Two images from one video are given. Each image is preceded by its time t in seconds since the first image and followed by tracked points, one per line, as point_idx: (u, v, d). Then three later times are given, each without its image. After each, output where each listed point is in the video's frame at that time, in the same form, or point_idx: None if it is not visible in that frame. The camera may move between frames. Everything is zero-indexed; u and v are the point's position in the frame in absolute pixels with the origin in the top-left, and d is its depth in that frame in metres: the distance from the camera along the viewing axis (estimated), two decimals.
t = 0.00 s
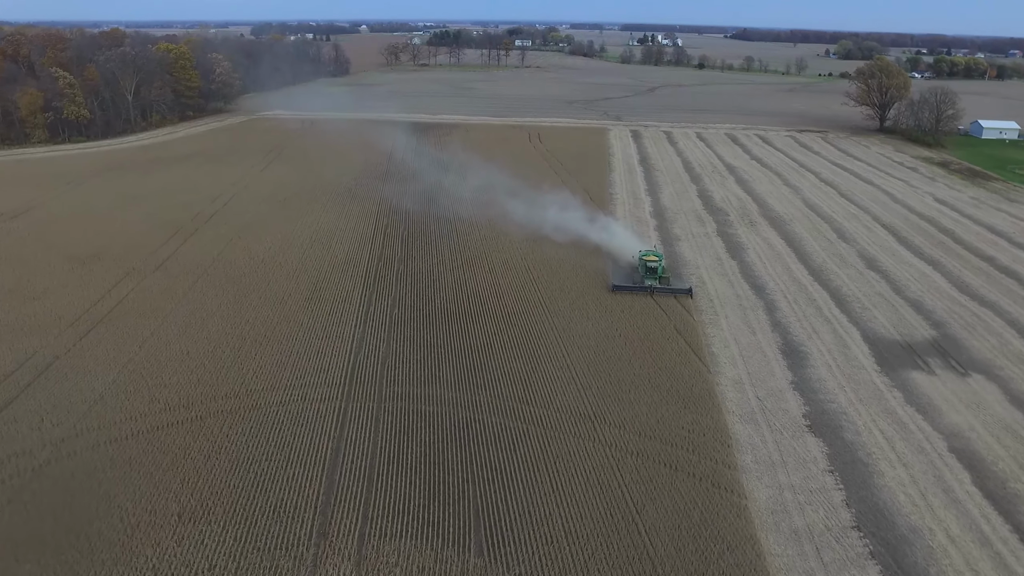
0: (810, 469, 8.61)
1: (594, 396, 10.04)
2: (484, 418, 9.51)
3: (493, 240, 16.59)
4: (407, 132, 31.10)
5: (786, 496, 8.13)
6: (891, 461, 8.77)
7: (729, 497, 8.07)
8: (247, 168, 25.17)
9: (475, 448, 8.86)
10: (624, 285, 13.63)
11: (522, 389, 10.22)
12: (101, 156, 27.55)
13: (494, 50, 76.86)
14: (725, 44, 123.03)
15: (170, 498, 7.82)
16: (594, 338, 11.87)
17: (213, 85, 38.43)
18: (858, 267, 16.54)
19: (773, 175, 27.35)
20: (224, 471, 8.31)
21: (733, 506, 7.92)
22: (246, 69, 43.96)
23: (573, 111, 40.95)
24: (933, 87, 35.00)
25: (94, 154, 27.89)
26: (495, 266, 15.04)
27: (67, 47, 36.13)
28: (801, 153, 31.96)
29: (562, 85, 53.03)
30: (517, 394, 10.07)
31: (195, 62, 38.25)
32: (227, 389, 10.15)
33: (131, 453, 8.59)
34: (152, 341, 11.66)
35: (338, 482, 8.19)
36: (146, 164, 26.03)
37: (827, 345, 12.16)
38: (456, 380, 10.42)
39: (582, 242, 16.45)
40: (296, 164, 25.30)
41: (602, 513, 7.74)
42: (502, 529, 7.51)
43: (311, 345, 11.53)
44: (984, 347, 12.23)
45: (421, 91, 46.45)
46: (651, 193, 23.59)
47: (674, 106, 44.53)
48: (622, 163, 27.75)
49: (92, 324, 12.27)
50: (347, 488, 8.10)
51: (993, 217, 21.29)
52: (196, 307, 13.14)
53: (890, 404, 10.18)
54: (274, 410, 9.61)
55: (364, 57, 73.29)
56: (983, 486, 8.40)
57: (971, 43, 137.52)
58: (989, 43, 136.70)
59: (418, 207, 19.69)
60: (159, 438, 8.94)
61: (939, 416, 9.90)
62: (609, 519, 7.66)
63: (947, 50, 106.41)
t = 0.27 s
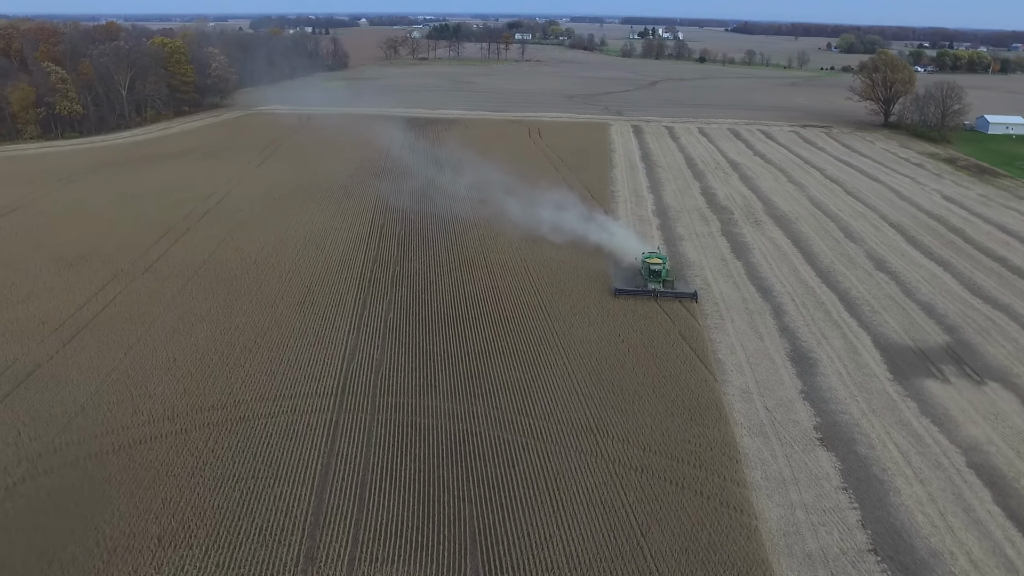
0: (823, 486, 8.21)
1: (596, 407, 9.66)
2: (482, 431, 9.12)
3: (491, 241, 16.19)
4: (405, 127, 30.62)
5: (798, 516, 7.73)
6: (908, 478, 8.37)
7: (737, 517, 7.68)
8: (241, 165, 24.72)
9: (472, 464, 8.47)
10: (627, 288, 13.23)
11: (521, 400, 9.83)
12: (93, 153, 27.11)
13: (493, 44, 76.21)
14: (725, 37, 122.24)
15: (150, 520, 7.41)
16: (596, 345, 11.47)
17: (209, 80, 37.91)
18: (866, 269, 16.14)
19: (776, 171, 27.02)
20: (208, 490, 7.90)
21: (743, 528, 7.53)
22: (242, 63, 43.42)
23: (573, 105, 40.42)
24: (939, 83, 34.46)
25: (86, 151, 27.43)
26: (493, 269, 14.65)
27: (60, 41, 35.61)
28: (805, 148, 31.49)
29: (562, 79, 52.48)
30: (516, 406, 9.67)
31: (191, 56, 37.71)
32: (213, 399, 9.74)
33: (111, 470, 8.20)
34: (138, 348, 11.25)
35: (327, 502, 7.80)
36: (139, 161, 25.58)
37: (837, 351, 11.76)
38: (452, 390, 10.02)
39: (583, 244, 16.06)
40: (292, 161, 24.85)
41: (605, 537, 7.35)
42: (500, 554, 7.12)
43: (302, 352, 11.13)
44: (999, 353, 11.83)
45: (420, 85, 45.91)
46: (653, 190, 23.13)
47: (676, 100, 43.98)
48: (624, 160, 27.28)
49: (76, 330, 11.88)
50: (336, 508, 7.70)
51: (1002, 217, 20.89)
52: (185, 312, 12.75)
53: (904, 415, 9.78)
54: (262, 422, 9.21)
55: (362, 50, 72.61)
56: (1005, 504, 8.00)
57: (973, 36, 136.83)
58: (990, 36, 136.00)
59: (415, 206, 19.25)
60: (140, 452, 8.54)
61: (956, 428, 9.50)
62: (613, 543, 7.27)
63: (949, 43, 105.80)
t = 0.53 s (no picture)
0: (836, 501, 7.82)
1: (597, 415, 9.29)
2: (478, 441, 8.76)
3: (490, 239, 15.79)
4: (403, 118, 30.10)
5: (811, 534, 7.35)
6: (925, 492, 7.99)
7: (747, 535, 7.30)
8: (236, 158, 24.25)
9: (467, 478, 8.11)
10: (629, 288, 12.83)
11: (519, 408, 9.47)
12: (85, 145, 26.63)
13: (493, 34, 75.34)
14: (727, 27, 121.06)
15: (128, 540, 7.03)
16: (597, 349, 11.11)
17: (205, 70, 37.31)
18: (875, 266, 15.73)
19: (780, 163, 26.55)
20: (191, 505, 7.53)
21: (753, 547, 7.16)
22: (238, 53, 42.82)
23: (574, 96, 39.84)
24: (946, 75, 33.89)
25: (77, 143, 26.94)
26: (492, 268, 14.25)
27: (52, 30, 35.02)
28: (809, 140, 30.99)
29: (563, 69, 51.82)
30: (514, 415, 9.31)
31: (186, 46, 37.09)
32: (199, 407, 9.35)
33: (89, 484, 7.82)
34: (122, 353, 10.86)
35: (315, 518, 7.44)
36: (131, 154, 25.11)
37: (847, 354, 11.37)
38: (448, 398, 9.67)
39: (584, 242, 15.68)
40: (287, 154, 24.37)
41: (608, 557, 6.99)
42: None
43: (293, 356, 10.74)
44: (1015, 356, 11.43)
45: (418, 75, 45.30)
46: (656, 184, 22.65)
47: (678, 91, 43.37)
48: (626, 152, 26.78)
49: (60, 334, 11.51)
50: (325, 526, 7.33)
51: (1012, 212, 20.47)
52: (173, 313, 12.37)
53: (919, 423, 9.39)
54: (249, 431, 8.83)
55: (360, 40, 71.73)
56: None
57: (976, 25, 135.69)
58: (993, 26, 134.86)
59: (412, 201, 18.81)
60: (120, 464, 8.15)
61: (974, 437, 9.11)
62: (616, 563, 6.91)
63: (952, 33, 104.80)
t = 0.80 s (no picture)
0: (851, 513, 7.47)
1: (599, 419, 8.94)
2: (475, 447, 8.42)
3: (488, 231, 15.36)
4: (400, 105, 29.51)
5: (824, 549, 7.01)
6: (943, 503, 7.63)
7: (757, 551, 6.96)
8: (229, 146, 23.72)
9: (463, 488, 7.77)
10: (632, 284, 12.41)
11: (518, 412, 9.10)
12: (76, 132, 26.08)
13: (492, 18, 74.19)
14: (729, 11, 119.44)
15: (105, 558, 6.69)
16: (599, 348, 10.73)
17: (199, 55, 36.54)
18: (884, 259, 15.30)
19: (785, 151, 26.01)
20: (173, 519, 7.18)
21: (763, 563, 6.82)
22: (233, 38, 42.03)
23: (575, 81, 39.14)
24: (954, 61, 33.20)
25: (67, 131, 26.39)
26: (490, 262, 13.83)
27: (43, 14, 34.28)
28: (814, 127, 30.40)
29: (563, 53, 50.96)
30: (513, 420, 8.95)
31: (179, 31, 36.30)
32: (185, 411, 8.99)
33: (67, 495, 7.47)
34: (106, 353, 10.48)
35: (303, 533, 7.10)
36: (122, 142, 24.58)
37: (858, 353, 10.99)
38: (444, 401, 9.31)
39: (585, 235, 15.24)
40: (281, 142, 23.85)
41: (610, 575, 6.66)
42: None
43: (283, 356, 10.37)
44: None
45: (416, 60, 44.52)
46: (658, 173, 22.15)
47: (680, 76, 42.63)
48: (627, 139, 26.22)
49: (43, 332, 11.11)
50: (314, 542, 6.99)
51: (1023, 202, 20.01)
52: (161, 310, 11.96)
53: (935, 427, 9.02)
54: (236, 437, 8.47)
55: (357, 24, 70.61)
56: None
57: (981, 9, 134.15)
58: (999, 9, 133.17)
59: (408, 192, 18.34)
60: (100, 473, 7.80)
61: (992, 443, 8.75)
62: None
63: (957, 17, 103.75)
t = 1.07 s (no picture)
0: (865, 527, 7.13)
1: (602, 423, 8.58)
2: (472, 454, 8.08)
3: (487, 223, 14.92)
4: (398, 90, 28.90)
5: (838, 567, 6.68)
6: (962, 515, 7.30)
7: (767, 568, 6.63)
8: (222, 133, 23.20)
9: (458, 499, 7.44)
10: (635, 280, 12.00)
11: (516, 416, 8.75)
12: (66, 119, 25.53)
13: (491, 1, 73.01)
14: None
15: None
16: (600, 346, 10.35)
17: (193, 40, 35.75)
18: (894, 252, 14.87)
19: (790, 138, 25.46)
20: (154, 533, 6.85)
21: None
22: (228, 21, 41.22)
23: (575, 65, 38.41)
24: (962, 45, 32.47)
25: (57, 117, 25.83)
26: (488, 256, 13.40)
27: None
28: (820, 113, 29.80)
29: (563, 37, 50.08)
30: (511, 424, 8.60)
31: (173, 14, 35.53)
32: (169, 415, 8.61)
33: (43, 508, 7.13)
34: (88, 352, 10.08)
35: (291, 549, 6.79)
36: (113, 128, 24.04)
37: (869, 351, 10.61)
38: (439, 404, 8.96)
39: (586, 226, 14.80)
40: (274, 129, 23.29)
41: None
42: None
43: (273, 356, 9.99)
44: None
45: (414, 44, 43.72)
46: (661, 160, 21.63)
47: (683, 60, 41.87)
48: (629, 125, 25.65)
49: (26, 330, 10.74)
50: (301, 560, 6.67)
51: None
52: (148, 306, 11.57)
53: (951, 432, 8.65)
54: (222, 443, 8.11)
55: (354, 7, 69.48)
56: None
57: None
58: None
59: (404, 181, 17.87)
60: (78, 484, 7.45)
61: (1011, 449, 8.40)
62: None
63: None
